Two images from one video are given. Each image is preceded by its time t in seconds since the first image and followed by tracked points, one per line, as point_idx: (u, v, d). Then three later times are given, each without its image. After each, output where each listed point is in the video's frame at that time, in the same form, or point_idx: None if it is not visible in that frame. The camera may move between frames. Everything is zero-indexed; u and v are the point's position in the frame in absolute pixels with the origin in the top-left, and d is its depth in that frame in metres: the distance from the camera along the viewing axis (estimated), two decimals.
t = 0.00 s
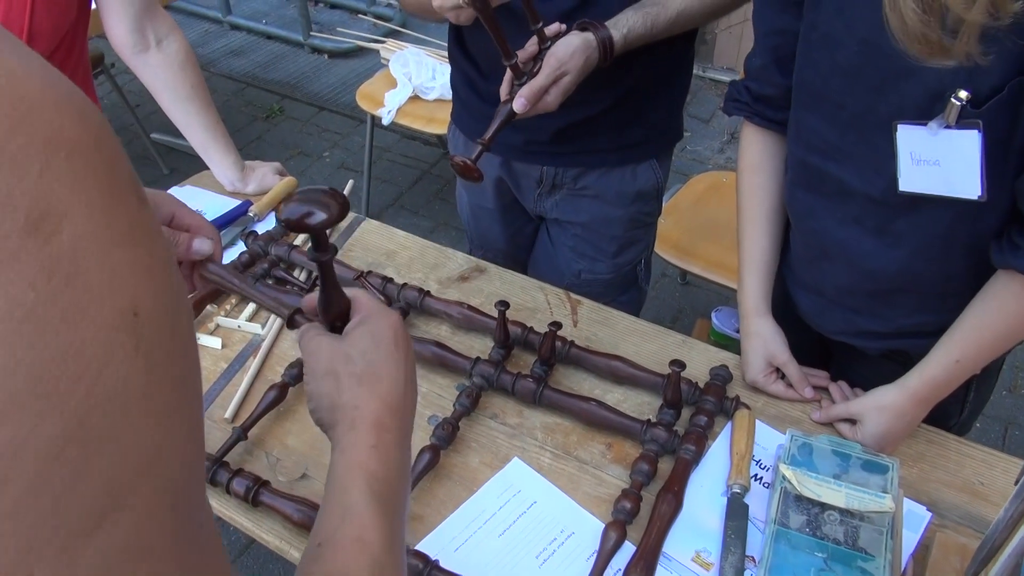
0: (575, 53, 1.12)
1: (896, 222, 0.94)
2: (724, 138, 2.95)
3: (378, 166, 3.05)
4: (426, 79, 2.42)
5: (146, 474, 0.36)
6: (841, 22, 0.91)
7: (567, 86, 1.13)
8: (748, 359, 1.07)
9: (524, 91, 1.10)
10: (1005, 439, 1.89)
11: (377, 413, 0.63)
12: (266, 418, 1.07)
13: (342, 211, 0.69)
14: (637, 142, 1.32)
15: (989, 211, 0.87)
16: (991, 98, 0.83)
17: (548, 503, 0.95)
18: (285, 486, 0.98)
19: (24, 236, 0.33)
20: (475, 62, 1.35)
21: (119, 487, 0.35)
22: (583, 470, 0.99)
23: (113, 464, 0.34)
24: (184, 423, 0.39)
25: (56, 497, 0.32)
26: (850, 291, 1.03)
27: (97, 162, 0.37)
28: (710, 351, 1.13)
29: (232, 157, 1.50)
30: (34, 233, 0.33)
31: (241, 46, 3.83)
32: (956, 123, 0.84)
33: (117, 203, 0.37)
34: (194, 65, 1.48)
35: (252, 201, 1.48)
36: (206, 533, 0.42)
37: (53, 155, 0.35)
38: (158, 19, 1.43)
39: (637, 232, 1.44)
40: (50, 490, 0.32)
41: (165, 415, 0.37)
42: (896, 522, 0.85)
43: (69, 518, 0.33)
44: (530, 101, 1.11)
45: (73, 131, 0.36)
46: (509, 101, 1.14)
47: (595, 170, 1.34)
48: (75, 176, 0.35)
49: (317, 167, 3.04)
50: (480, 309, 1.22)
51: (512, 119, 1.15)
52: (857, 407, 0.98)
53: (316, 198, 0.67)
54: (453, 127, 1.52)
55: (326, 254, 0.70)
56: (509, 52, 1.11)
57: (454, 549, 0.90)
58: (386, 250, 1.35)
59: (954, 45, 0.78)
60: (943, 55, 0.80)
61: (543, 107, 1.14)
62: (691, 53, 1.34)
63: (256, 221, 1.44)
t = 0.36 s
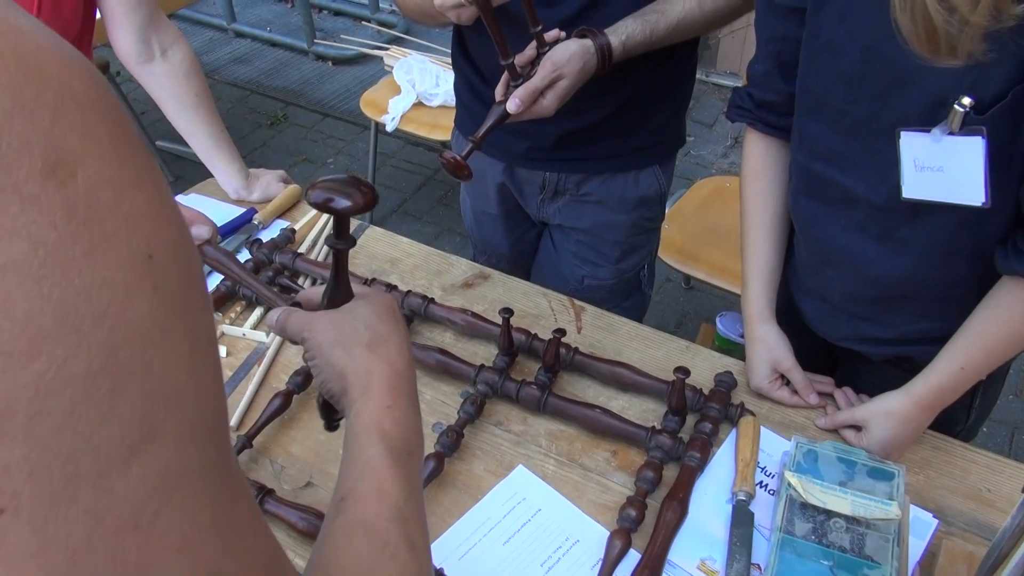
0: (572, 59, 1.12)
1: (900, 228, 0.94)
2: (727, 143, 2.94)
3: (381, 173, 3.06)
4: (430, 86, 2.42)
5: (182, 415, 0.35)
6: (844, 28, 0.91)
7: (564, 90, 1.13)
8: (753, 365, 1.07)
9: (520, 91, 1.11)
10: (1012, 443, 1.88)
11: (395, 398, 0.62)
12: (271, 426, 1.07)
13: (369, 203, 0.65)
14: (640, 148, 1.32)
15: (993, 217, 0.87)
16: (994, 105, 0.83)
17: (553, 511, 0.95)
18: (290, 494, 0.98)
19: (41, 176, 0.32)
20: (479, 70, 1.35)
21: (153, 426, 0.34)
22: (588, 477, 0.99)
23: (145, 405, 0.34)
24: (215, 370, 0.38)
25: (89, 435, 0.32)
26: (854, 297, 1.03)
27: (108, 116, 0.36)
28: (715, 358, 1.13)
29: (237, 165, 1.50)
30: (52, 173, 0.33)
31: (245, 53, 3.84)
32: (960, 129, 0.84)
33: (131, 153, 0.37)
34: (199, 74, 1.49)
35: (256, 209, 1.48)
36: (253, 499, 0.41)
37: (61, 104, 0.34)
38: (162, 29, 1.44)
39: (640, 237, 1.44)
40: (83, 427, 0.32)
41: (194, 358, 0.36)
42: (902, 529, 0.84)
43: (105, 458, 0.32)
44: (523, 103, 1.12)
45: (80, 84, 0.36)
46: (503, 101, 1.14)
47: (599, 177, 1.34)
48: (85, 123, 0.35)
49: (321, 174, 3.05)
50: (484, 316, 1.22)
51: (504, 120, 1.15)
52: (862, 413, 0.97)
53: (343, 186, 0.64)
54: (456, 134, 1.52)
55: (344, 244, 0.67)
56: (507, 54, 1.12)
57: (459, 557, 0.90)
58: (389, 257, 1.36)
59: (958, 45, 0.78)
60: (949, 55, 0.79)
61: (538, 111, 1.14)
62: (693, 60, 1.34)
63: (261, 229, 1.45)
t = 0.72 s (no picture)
0: (575, 58, 1.12)
1: (906, 237, 0.93)
2: (732, 147, 2.93)
3: (385, 178, 3.05)
4: (433, 91, 2.42)
5: (191, 404, 0.37)
6: (849, 37, 0.91)
7: (564, 90, 1.12)
8: (758, 374, 1.06)
9: (519, 88, 1.11)
10: (1021, 449, 1.86)
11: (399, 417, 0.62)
12: (274, 437, 1.07)
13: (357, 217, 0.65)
14: (644, 156, 1.31)
15: (1000, 226, 0.86)
16: (1001, 113, 0.82)
17: (558, 523, 0.94)
18: (292, 507, 0.98)
19: (51, 170, 0.33)
20: (483, 78, 1.35)
21: (163, 415, 0.35)
22: (592, 488, 0.98)
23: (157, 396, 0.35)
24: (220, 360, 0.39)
25: (103, 422, 0.33)
26: (861, 306, 1.02)
27: (111, 121, 0.37)
28: (720, 367, 1.12)
29: (240, 174, 1.50)
30: (60, 168, 0.34)
31: (249, 59, 3.84)
32: (967, 138, 0.83)
33: (131, 149, 0.38)
34: (202, 82, 1.49)
35: (259, 218, 1.48)
36: (257, 516, 0.41)
37: (66, 103, 0.35)
38: (166, 37, 1.44)
39: (645, 245, 1.43)
40: (98, 416, 0.33)
41: (203, 348, 0.38)
42: (910, 542, 0.83)
43: (118, 442, 0.34)
44: (520, 98, 1.11)
45: (80, 83, 0.37)
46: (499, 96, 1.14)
47: (603, 184, 1.33)
48: (90, 121, 0.36)
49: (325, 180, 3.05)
50: (487, 325, 1.21)
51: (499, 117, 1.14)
52: (869, 423, 0.96)
53: (333, 196, 0.64)
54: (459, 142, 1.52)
55: (337, 254, 0.66)
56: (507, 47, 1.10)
57: (463, 570, 0.89)
58: (392, 266, 1.35)
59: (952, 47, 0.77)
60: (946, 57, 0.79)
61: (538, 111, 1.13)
62: (698, 68, 1.33)
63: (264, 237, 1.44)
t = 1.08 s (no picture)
0: (580, 75, 1.13)
1: (908, 253, 0.94)
2: (734, 161, 2.94)
3: (388, 194, 3.07)
4: (435, 108, 2.43)
5: (206, 456, 0.38)
6: (848, 54, 0.91)
7: (570, 107, 1.12)
8: (761, 391, 1.06)
9: (524, 101, 1.11)
10: None
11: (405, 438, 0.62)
12: (278, 454, 1.07)
13: (355, 232, 0.65)
14: (647, 174, 1.32)
15: (1001, 242, 0.87)
16: (1001, 131, 0.83)
17: (562, 541, 0.94)
18: (296, 525, 0.98)
19: (71, 237, 0.35)
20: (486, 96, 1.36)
21: (180, 470, 0.37)
22: (596, 506, 0.98)
23: (173, 452, 0.36)
24: (233, 409, 0.41)
25: (123, 482, 0.35)
26: (864, 322, 1.02)
27: (120, 165, 0.39)
28: (724, 383, 1.12)
29: (245, 191, 1.51)
30: (81, 233, 0.35)
31: (253, 75, 3.86)
32: (966, 156, 0.84)
33: (149, 209, 0.40)
34: (207, 102, 1.50)
35: (264, 235, 1.49)
36: (262, 537, 0.41)
37: (87, 167, 0.37)
38: (172, 57, 1.45)
39: (649, 261, 1.44)
40: (119, 475, 0.35)
41: (218, 399, 0.39)
42: (915, 559, 0.83)
43: (139, 500, 0.35)
44: (527, 111, 1.11)
45: (102, 151, 0.38)
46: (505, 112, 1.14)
47: (607, 201, 1.34)
48: (106, 183, 0.38)
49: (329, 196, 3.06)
50: (490, 341, 1.22)
51: (506, 132, 1.14)
52: (873, 440, 0.96)
53: (327, 217, 0.64)
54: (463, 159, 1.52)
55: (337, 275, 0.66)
56: (513, 60, 1.11)
57: None
58: (396, 283, 1.36)
59: (962, 73, 0.78)
60: (954, 82, 0.80)
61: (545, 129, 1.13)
62: (701, 86, 1.34)
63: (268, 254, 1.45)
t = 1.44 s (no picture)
0: (593, 142, 1.17)
1: (915, 315, 0.95)
2: (738, 223, 2.98)
3: (397, 257, 3.10)
4: (443, 173, 2.48)
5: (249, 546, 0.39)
6: (847, 120, 0.94)
7: (586, 169, 1.15)
8: (775, 454, 1.06)
9: (540, 165, 1.15)
10: None
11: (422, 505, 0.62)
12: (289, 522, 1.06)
13: (345, 346, 0.63)
14: (656, 236, 1.34)
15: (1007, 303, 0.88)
16: (1000, 194, 0.85)
17: None
18: None
19: (157, 329, 0.37)
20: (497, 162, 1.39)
21: (243, 563, 0.36)
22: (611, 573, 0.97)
23: (241, 539, 0.36)
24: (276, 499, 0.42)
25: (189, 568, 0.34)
26: (874, 384, 1.02)
27: (182, 248, 0.40)
28: (737, 446, 1.12)
29: (259, 257, 1.53)
30: (166, 327, 0.37)
31: (265, 142, 3.96)
32: (968, 218, 0.86)
33: (225, 304, 0.41)
34: (223, 170, 1.53)
35: (276, 299, 1.51)
36: None
37: (172, 263, 0.39)
38: (189, 128, 1.49)
39: (658, 323, 1.45)
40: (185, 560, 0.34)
41: (278, 492, 0.39)
42: None
43: None
44: (544, 175, 1.15)
45: (158, 225, 0.40)
46: (522, 176, 1.18)
47: (616, 264, 1.36)
48: (184, 276, 0.40)
49: (338, 260, 3.10)
50: (502, 405, 1.22)
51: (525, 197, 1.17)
52: (890, 504, 0.96)
53: (319, 333, 0.61)
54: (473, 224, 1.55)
55: (328, 390, 0.63)
56: (530, 126, 1.15)
57: None
58: (407, 346, 1.37)
59: (957, 135, 0.82)
60: (948, 146, 0.83)
61: (562, 194, 1.16)
62: (707, 150, 1.37)
63: (281, 318, 1.46)
